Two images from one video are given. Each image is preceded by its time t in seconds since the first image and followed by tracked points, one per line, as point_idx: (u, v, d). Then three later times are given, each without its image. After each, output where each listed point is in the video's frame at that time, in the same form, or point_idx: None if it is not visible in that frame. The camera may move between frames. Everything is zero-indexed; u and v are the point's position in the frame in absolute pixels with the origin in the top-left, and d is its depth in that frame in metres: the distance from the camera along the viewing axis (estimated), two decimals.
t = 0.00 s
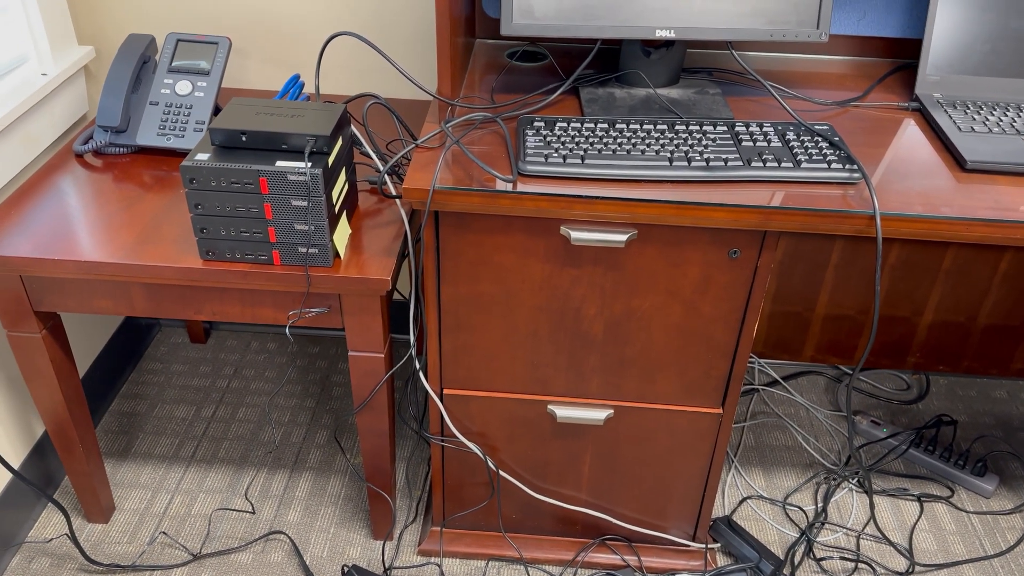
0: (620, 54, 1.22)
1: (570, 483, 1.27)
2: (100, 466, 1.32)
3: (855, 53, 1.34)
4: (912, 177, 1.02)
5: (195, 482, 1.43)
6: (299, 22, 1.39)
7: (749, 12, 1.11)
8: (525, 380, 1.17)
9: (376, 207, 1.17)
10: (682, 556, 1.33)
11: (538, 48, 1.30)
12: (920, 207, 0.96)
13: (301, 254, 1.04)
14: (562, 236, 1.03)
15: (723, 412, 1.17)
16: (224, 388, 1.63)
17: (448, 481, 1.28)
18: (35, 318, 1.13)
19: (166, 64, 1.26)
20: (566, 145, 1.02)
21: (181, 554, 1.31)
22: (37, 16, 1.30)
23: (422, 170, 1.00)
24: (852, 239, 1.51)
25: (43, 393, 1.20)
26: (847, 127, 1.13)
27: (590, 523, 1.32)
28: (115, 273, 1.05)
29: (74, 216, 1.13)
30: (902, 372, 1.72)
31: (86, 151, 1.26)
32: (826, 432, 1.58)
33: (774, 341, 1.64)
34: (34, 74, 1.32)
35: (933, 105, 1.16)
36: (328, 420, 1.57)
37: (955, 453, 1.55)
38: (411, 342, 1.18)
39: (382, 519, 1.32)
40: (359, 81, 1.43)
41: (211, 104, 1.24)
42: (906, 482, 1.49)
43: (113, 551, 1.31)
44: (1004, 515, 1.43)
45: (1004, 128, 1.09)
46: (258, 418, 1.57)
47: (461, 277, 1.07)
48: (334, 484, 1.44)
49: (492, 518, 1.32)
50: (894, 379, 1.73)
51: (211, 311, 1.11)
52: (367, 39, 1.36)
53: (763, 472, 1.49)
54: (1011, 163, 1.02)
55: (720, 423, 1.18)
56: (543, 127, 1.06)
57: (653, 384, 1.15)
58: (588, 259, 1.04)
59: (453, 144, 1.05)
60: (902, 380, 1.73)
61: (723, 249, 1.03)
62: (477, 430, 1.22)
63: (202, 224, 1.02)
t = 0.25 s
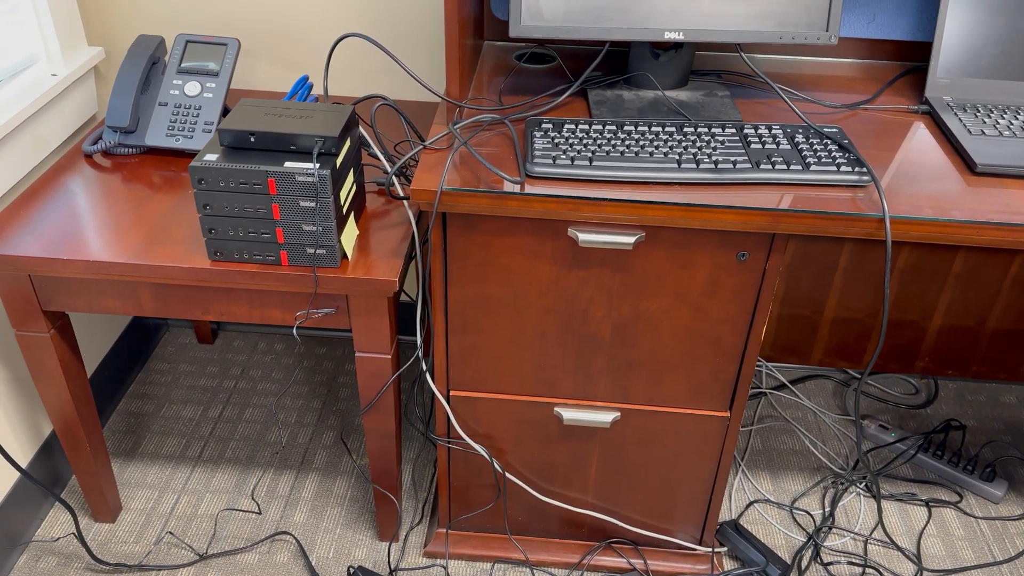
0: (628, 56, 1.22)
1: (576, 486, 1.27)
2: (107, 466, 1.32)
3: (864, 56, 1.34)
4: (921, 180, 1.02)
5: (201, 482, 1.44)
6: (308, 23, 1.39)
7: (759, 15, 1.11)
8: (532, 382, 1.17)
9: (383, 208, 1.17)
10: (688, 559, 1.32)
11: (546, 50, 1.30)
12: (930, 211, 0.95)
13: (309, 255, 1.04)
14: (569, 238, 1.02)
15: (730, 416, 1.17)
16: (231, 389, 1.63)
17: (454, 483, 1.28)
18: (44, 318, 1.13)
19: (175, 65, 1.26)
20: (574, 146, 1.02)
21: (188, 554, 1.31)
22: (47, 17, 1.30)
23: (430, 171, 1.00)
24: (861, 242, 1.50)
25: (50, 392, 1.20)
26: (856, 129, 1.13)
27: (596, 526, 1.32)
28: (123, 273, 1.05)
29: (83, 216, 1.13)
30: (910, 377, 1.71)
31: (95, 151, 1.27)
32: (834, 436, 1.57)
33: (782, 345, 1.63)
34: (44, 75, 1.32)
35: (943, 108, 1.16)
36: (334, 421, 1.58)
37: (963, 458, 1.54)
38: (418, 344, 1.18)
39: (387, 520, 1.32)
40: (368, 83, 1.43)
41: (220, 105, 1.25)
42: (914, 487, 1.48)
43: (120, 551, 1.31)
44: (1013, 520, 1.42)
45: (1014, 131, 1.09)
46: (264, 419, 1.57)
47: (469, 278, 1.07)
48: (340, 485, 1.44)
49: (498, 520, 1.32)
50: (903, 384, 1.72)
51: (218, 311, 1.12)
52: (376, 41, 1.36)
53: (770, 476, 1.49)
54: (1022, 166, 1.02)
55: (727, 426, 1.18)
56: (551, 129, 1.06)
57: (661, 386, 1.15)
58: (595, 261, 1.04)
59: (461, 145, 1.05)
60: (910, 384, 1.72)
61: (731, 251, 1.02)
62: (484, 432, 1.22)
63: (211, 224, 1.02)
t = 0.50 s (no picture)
0: (639, 61, 1.22)
1: (584, 491, 1.27)
2: (116, 467, 1.33)
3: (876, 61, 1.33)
4: (933, 186, 1.01)
5: (210, 483, 1.44)
6: (320, 27, 1.40)
7: (770, 20, 1.11)
8: (541, 386, 1.17)
9: (393, 212, 1.17)
10: (696, 565, 1.32)
11: (557, 54, 1.30)
12: (942, 217, 0.95)
13: (319, 258, 1.05)
14: (579, 243, 1.02)
15: (740, 421, 1.16)
16: (240, 391, 1.64)
17: (462, 487, 1.28)
18: (55, 320, 1.14)
19: (187, 69, 1.27)
20: (584, 151, 1.02)
21: (196, 555, 1.32)
22: (61, 21, 1.31)
23: (440, 176, 1.01)
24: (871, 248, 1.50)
25: (61, 393, 1.21)
26: (868, 135, 1.12)
27: (604, 531, 1.32)
28: (135, 275, 1.05)
29: (94, 219, 1.14)
30: (920, 383, 1.70)
31: (107, 154, 1.27)
32: (843, 443, 1.57)
33: (791, 350, 1.63)
34: (57, 79, 1.33)
35: (955, 113, 1.15)
36: (342, 424, 1.58)
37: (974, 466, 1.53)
38: (427, 347, 1.18)
39: (395, 523, 1.32)
40: (378, 86, 1.43)
41: (232, 109, 1.25)
42: (924, 494, 1.47)
43: (129, 552, 1.32)
44: None
45: None
46: (273, 421, 1.57)
47: (478, 282, 1.08)
48: (348, 488, 1.45)
49: (506, 524, 1.32)
50: (912, 390, 1.71)
51: (228, 313, 1.12)
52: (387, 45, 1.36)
53: (780, 482, 1.48)
54: None
55: (736, 432, 1.17)
56: (561, 134, 1.06)
57: (670, 392, 1.15)
58: (605, 265, 1.04)
59: (472, 150, 1.05)
60: (921, 391, 1.71)
61: (742, 257, 1.02)
62: (492, 436, 1.22)
63: (222, 227, 1.03)
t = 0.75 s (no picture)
0: (661, 71, 1.22)
1: (604, 502, 1.26)
2: (137, 472, 1.33)
3: (899, 72, 1.33)
4: (960, 198, 1.01)
5: (229, 490, 1.45)
6: (342, 36, 1.41)
7: (795, 31, 1.10)
8: (561, 396, 1.16)
9: (415, 221, 1.17)
10: None
11: (579, 64, 1.31)
12: (969, 230, 0.94)
13: (342, 268, 1.05)
14: (602, 253, 1.02)
15: (762, 434, 1.16)
16: (259, 397, 1.64)
17: (481, 496, 1.27)
18: (79, 327, 1.14)
19: (211, 78, 1.28)
20: (608, 162, 1.02)
21: (215, 562, 1.32)
22: (87, 30, 1.32)
23: (464, 186, 1.01)
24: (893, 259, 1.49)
25: (84, 399, 1.22)
26: (893, 146, 1.12)
27: (623, 542, 1.31)
28: (159, 283, 1.06)
29: (119, 227, 1.14)
30: (941, 395, 1.69)
31: (131, 162, 1.28)
32: (863, 455, 1.56)
33: (811, 361, 1.62)
34: (82, 87, 1.35)
35: (981, 125, 1.14)
36: (360, 431, 1.58)
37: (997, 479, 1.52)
38: (448, 357, 1.18)
39: (414, 532, 1.32)
40: (400, 95, 1.44)
41: (255, 118, 1.26)
42: (946, 508, 1.46)
43: (149, 558, 1.32)
44: None
45: None
46: (292, 427, 1.58)
47: (501, 293, 1.07)
48: (366, 496, 1.45)
49: (525, 534, 1.32)
50: (933, 402, 1.70)
51: (251, 322, 1.12)
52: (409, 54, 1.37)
53: (799, 494, 1.47)
54: None
55: (758, 444, 1.17)
56: (584, 144, 1.06)
57: (692, 403, 1.15)
58: (628, 276, 1.04)
59: (495, 160, 1.06)
60: (941, 403, 1.70)
61: (766, 269, 1.02)
62: (512, 445, 1.22)
63: (247, 236, 1.03)
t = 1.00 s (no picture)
0: (676, 78, 1.22)
1: (617, 509, 1.26)
2: (151, 474, 1.34)
3: (914, 79, 1.33)
4: (977, 206, 1.00)
5: (242, 493, 1.45)
6: (357, 41, 1.41)
7: (811, 38, 1.10)
8: (575, 402, 1.16)
9: (429, 226, 1.17)
10: None
11: (593, 70, 1.31)
12: (987, 238, 0.94)
13: (358, 273, 1.05)
14: (617, 260, 1.02)
15: (776, 442, 1.15)
16: (272, 401, 1.65)
17: (494, 502, 1.27)
18: (96, 330, 1.15)
19: (227, 82, 1.28)
20: (623, 168, 1.02)
21: (228, 565, 1.32)
22: (105, 35, 1.34)
23: (479, 192, 1.01)
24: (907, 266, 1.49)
25: (100, 401, 1.22)
26: (909, 154, 1.11)
27: (635, 549, 1.31)
28: (176, 287, 1.07)
29: (136, 230, 1.15)
30: (956, 404, 1.68)
31: (148, 166, 1.29)
32: (877, 463, 1.55)
33: (824, 368, 1.61)
34: (100, 92, 1.36)
35: (998, 133, 1.14)
36: (373, 435, 1.58)
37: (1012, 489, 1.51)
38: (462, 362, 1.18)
39: (427, 537, 1.32)
40: (415, 101, 1.45)
41: (271, 123, 1.26)
42: (961, 517, 1.45)
43: (162, 560, 1.33)
44: None
45: None
46: (305, 431, 1.58)
47: (516, 298, 1.08)
48: (379, 500, 1.45)
49: (537, 540, 1.31)
50: (949, 411, 1.69)
51: (267, 326, 1.13)
52: (424, 60, 1.37)
53: (813, 502, 1.47)
54: None
55: (773, 452, 1.16)
56: (600, 151, 1.06)
57: (706, 410, 1.14)
58: (644, 283, 1.04)
59: (510, 166, 1.06)
60: (956, 411, 1.69)
61: (782, 276, 1.01)
62: (526, 451, 1.22)
63: (264, 241, 1.04)
